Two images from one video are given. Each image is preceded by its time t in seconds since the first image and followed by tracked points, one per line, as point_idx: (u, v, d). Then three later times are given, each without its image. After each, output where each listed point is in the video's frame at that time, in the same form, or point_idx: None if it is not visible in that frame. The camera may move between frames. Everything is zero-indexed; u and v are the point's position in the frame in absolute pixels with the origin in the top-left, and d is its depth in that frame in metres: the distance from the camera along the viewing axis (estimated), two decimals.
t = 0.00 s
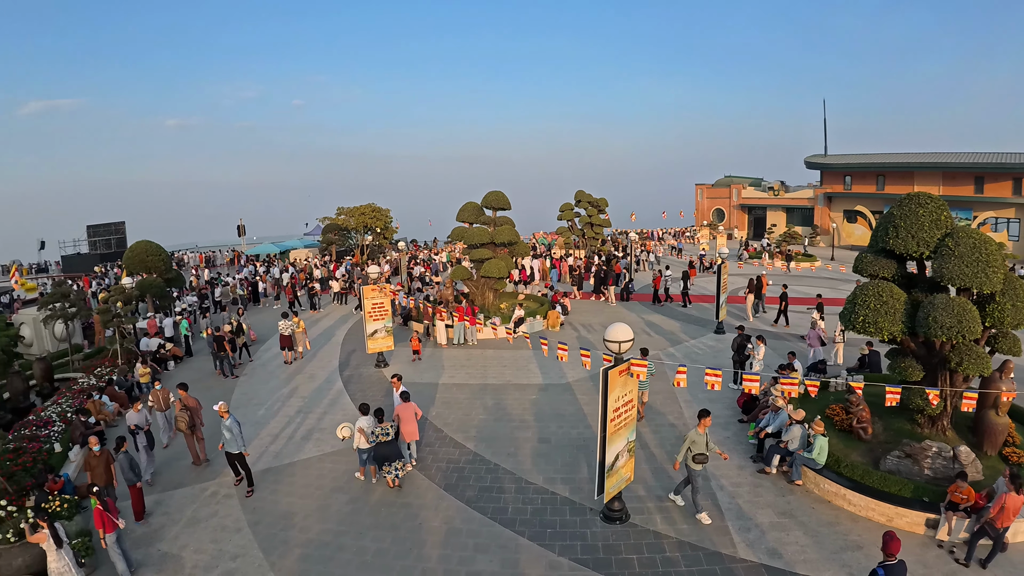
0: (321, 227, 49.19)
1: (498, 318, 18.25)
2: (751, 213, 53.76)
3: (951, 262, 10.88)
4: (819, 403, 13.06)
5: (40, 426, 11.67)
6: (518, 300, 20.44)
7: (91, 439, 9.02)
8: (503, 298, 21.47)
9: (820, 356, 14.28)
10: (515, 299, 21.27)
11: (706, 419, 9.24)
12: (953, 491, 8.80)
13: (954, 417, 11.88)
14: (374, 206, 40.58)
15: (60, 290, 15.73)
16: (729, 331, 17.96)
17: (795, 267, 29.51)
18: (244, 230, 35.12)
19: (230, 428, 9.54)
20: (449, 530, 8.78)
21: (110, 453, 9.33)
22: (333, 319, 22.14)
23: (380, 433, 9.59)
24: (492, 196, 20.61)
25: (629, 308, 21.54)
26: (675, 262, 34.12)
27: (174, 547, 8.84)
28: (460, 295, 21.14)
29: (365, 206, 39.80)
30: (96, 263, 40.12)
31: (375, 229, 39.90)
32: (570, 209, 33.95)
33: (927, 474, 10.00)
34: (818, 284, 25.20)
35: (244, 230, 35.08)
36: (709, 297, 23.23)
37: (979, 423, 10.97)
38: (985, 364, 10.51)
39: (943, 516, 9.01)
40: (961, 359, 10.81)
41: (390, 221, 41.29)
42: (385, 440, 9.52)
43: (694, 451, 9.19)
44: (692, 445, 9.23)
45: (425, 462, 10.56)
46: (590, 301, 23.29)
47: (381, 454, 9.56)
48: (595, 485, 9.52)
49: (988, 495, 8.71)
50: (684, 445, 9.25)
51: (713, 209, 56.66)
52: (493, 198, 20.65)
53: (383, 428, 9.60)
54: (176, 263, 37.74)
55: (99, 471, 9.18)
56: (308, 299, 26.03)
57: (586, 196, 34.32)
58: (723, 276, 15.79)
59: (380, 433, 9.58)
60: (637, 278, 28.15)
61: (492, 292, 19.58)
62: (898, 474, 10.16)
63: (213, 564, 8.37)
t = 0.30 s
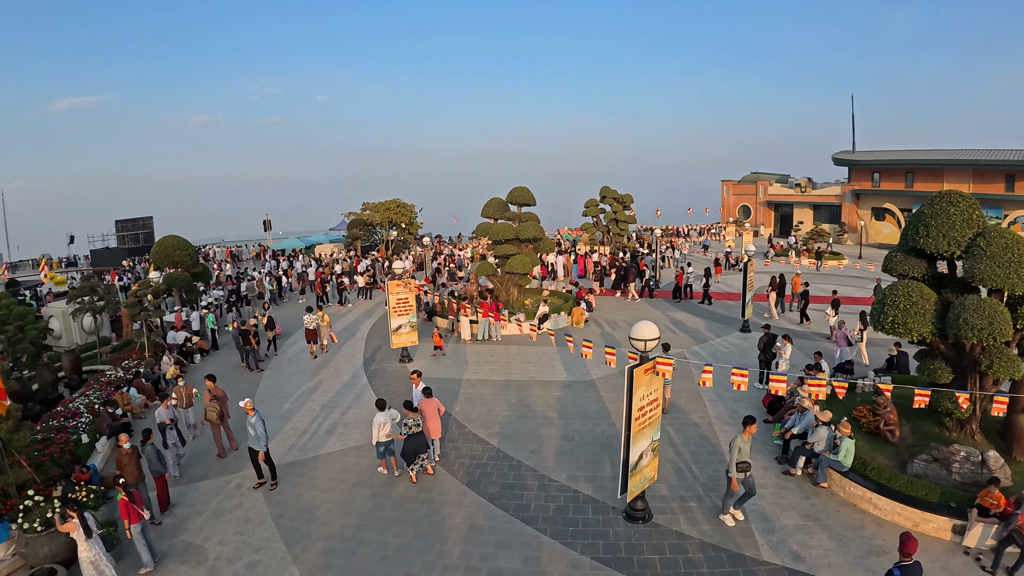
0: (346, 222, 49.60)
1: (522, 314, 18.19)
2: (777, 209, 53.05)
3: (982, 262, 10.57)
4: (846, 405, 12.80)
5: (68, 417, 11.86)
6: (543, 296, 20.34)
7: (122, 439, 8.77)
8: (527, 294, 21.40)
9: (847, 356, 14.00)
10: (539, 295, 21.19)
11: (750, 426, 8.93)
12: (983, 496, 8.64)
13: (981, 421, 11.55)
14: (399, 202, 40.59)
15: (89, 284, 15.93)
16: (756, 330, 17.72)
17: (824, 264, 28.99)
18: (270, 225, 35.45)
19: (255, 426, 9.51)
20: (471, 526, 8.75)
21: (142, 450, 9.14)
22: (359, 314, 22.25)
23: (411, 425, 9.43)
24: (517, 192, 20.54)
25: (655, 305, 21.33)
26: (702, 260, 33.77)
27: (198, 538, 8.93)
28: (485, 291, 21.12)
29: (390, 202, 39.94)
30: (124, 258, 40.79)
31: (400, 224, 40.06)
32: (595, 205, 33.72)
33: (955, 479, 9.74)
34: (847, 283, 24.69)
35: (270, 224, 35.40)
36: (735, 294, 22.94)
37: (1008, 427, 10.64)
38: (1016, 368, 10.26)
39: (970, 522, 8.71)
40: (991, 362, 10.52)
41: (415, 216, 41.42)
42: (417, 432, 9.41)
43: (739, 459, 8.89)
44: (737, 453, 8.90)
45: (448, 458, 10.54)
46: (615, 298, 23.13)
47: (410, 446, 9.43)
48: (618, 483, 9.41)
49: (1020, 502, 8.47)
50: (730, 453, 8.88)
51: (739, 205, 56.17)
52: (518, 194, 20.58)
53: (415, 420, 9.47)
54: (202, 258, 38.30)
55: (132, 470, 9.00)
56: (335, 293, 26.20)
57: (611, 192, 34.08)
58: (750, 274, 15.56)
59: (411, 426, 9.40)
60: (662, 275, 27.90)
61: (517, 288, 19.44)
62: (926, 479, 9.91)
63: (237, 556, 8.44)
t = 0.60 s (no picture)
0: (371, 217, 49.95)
1: (548, 311, 18.12)
2: (806, 207, 52.34)
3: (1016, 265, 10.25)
4: (874, 408, 12.53)
5: (96, 407, 12.04)
6: (568, 293, 20.22)
7: (157, 433, 8.75)
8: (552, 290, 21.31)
9: (876, 358, 13.71)
10: (564, 292, 21.08)
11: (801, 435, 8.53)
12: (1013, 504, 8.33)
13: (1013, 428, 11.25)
14: (425, 197, 40.74)
15: (118, 276, 16.14)
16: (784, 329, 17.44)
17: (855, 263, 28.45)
18: (297, 220, 35.74)
19: (274, 422, 9.49)
20: (494, 523, 8.70)
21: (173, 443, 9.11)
22: (387, 308, 22.36)
23: (445, 417, 9.39)
24: (543, 188, 20.47)
25: (681, 303, 21.12)
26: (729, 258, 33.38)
27: (222, 529, 9.01)
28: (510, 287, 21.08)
29: (416, 197, 40.09)
30: (153, 251, 41.50)
31: (425, 220, 40.16)
32: (621, 202, 33.49)
33: (984, 486, 9.43)
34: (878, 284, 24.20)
35: (297, 219, 35.72)
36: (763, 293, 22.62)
37: None
38: None
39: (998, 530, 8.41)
40: None
41: (440, 212, 41.45)
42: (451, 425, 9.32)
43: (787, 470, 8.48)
44: (786, 463, 8.46)
45: (472, 454, 10.51)
46: (641, 296, 22.97)
47: (444, 439, 9.36)
48: (643, 483, 9.29)
49: None
50: (780, 463, 8.43)
51: (767, 203, 55.52)
52: (543, 189, 20.52)
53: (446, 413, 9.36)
54: (230, 252, 38.94)
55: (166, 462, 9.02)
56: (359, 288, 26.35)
57: (638, 188, 33.81)
58: (778, 273, 15.32)
59: (445, 419, 9.35)
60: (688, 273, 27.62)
61: (542, 284, 19.30)
62: (954, 485, 9.62)
63: (260, 548, 8.50)
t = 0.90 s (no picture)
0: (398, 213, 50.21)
1: (574, 308, 17.99)
2: (835, 207, 51.52)
3: None
4: (903, 412, 12.26)
5: (124, 398, 12.21)
6: (594, 290, 20.07)
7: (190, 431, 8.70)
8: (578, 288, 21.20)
9: (906, 361, 13.41)
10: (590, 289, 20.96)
11: (851, 446, 8.14)
12: None
13: None
14: (452, 193, 40.78)
15: (147, 269, 16.37)
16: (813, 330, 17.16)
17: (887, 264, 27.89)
18: (324, 215, 35.99)
19: (292, 416, 9.41)
20: (517, 520, 8.65)
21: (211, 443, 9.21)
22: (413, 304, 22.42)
23: (470, 415, 9.18)
24: (570, 185, 20.37)
25: (708, 302, 20.90)
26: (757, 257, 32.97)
27: (247, 520, 9.08)
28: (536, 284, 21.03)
29: (443, 193, 40.15)
30: (181, 244, 42.08)
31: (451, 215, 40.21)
32: (649, 199, 33.18)
33: (1015, 495, 9.16)
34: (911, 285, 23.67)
35: (324, 215, 36.02)
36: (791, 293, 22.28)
37: None
38: None
39: None
40: None
41: (467, 208, 41.40)
42: (478, 423, 9.18)
43: (837, 484, 8.09)
44: (833, 475, 8.12)
45: (497, 450, 10.48)
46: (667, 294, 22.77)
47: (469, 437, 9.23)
48: (667, 483, 9.17)
49: None
50: (826, 475, 8.12)
51: (795, 202, 54.79)
52: (570, 186, 20.43)
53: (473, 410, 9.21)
54: (257, 246, 39.45)
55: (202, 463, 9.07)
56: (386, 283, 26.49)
57: (665, 186, 33.52)
58: (808, 273, 15.06)
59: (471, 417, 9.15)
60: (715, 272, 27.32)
61: (568, 281, 19.27)
62: (983, 493, 9.37)
63: (284, 540, 8.55)
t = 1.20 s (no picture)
0: (421, 209, 50.37)
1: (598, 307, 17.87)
2: (862, 207, 50.75)
3: None
4: (930, 417, 12.01)
5: (150, 390, 12.36)
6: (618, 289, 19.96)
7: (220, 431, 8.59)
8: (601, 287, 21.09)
9: (933, 365, 13.13)
10: (613, 288, 20.85)
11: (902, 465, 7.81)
12: None
13: None
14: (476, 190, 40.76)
15: (173, 264, 16.55)
16: (840, 332, 16.90)
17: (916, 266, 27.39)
18: (348, 211, 36.12)
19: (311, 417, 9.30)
20: (538, 519, 8.61)
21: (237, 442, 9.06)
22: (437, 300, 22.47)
23: (492, 416, 9.15)
24: (595, 182, 20.29)
25: (733, 302, 20.68)
26: (782, 258, 32.59)
27: (269, 514, 9.14)
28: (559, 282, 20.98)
29: (468, 190, 40.16)
30: (206, 239, 42.53)
31: (475, 212, 40.23)
32: (673, 198, 32.92)
33: None
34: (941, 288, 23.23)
35: (348, 212, 36.21)
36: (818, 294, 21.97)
37: None
38: None
39: None
40: None
41: (491, 205, 41.38)
42: (499, 424, 9.15)
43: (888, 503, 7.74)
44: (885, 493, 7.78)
45: (519, 448, 10.44)
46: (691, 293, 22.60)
47: (490, 437, 9.24)
48: (690, 485, 9.07)
49: None
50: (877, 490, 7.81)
51: (821, 202, 54.15)
52: (595, 184, 20.32)
53: (495, 411, 9.17)
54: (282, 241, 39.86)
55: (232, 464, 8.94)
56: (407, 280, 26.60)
57: (690, 184, 33.23)
58: (834, 273, 14.84)
59: (493, 417, 9.13)
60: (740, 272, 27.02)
61: (592, 280, 19.14)
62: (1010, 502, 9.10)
63: (305, 534, 8.59)
